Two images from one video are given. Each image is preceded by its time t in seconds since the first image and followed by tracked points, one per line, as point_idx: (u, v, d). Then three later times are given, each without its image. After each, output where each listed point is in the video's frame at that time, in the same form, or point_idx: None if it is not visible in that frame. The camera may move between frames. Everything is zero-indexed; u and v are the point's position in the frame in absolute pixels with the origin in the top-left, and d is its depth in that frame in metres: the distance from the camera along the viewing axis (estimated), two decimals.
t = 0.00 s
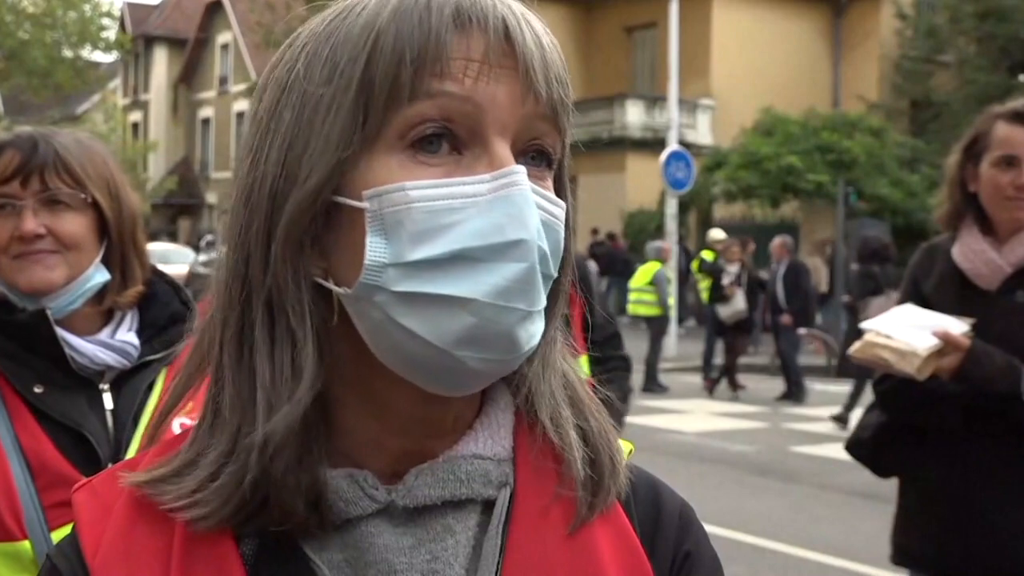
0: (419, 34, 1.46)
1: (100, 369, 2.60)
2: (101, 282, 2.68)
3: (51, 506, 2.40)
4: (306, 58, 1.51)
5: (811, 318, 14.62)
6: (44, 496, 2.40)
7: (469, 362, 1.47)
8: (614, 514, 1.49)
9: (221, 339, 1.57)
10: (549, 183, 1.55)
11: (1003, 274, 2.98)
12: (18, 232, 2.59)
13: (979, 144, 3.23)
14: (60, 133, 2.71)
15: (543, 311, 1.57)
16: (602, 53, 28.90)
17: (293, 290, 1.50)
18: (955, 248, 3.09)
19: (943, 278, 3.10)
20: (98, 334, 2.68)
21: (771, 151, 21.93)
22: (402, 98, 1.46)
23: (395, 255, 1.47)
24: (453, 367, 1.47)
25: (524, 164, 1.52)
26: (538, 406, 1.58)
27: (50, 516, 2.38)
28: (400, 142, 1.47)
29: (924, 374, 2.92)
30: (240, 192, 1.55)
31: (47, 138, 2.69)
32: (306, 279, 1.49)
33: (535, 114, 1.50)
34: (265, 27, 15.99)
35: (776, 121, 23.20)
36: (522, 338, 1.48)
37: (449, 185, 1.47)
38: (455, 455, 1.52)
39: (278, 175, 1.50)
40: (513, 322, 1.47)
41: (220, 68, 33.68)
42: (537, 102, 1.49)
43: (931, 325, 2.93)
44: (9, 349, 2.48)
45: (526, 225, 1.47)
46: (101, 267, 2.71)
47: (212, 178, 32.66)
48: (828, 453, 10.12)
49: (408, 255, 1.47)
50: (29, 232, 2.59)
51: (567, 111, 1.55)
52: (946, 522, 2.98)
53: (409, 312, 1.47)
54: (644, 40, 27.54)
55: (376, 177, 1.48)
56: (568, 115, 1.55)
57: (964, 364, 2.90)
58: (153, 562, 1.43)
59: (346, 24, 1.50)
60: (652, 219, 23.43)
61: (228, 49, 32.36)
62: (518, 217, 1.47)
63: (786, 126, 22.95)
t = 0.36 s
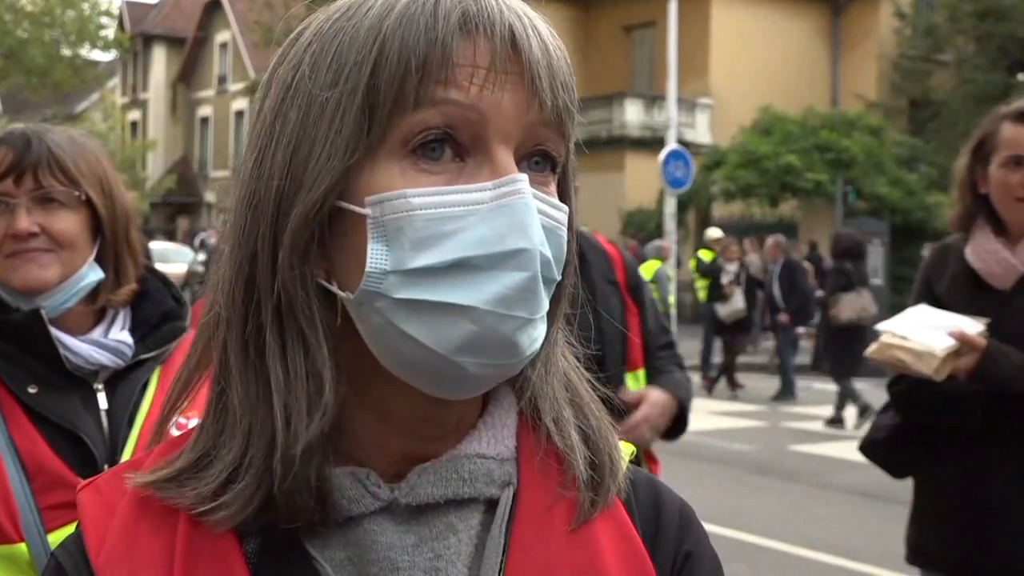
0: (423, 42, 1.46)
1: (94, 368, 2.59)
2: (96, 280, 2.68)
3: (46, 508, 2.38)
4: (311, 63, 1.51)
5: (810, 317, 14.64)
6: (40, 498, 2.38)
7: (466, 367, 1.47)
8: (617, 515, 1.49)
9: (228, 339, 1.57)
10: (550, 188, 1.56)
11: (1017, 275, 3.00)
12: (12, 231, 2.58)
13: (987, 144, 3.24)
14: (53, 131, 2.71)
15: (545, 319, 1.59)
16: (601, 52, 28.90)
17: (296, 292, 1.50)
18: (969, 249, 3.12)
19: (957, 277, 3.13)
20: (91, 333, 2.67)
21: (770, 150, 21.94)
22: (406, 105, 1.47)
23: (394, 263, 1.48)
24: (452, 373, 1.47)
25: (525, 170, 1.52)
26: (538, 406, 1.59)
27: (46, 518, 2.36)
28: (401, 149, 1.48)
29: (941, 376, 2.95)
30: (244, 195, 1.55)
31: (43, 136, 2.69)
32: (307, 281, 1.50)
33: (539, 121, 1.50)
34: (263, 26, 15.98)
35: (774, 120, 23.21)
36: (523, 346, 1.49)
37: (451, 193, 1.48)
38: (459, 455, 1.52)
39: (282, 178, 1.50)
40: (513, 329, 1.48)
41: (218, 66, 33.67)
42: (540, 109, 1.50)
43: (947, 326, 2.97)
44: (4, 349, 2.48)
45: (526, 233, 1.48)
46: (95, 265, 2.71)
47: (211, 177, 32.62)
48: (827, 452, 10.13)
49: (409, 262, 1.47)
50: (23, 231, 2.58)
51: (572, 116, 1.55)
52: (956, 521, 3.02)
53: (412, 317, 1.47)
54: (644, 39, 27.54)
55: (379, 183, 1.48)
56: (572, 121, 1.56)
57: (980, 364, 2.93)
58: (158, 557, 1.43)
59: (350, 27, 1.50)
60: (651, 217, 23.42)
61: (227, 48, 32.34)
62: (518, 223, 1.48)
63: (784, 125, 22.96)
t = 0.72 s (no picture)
0: (413, 37, 1.45)
1: (92, 366, 2.57)
2: (92, 280, 2.68)
3: (47, 505, 2.38)
4: (307, 61, 1.51)
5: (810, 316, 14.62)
6: (40, 495, 2.38)
7: (456, 366, 1.46)
8: (619, 516, 1.48)
9: (227, 342, 1.57)
10: (549, 187, 1.55)
11: None
12: (9, 232, 2.58)
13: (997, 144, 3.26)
14: (50, 131, 2.70)
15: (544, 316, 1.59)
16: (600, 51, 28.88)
17: (292, 291, 1.51)
18: (981, 246, 3.15)
19: (969, 274, 3.17)
20: (87, 331, 2.66)
21: (770, 148, 21.93)
22: (396, 103, 1.46)
23: (384, 261, 1.47)
24: (443, 371, 1.47)
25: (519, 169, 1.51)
26: (539, 406, 1.59)
27: (47, 515, 2.36)
28: (393, 146, 1.48)
29: (959, 373, 2.96)
30: (243, 196, 1.55)
31: (41, 137, 2.68)
32: (302, 282, 1.50)
33: (532, 117, 1.49)
34: (261, 24, 15.95)
35: (773, 119, 23.20)
36: (515, 345, 1.48)
37: (445, 190, 1.47)
38: (460, 454, 1.51)
39: (278, 176, 1.50)
40: (505, 327, 1.47)
41: (216, 66, 33.63)
42: (534, 105, 1.49)
43: (964, 324, 2.99)
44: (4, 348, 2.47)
45: (518, 232, 1.47)
46: (92, 265, 2.70)
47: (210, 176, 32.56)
48: (826, 451, 10.11)
49: (398, 260, 1.47)
50: (20, 232, 2.58)
51: (568, 115, 1.55)
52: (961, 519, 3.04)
53: (403, 316, 1.47)
54: (642, 38, 27.51)
55: (370, 181, 1.48)
56: (569, 118, 1.55)
57: (996, 363, 2.96)
58: (157, 558, 1.43)
59: (344, 26, 1.50)
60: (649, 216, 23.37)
61: (226, 47, 32.30)
62: (510, 222, 1.47)
63: (783, 124, 22.96)
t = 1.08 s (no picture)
0: (409, 43, 1.47)
1: (84, 366, 2.58)
2: (81, 278, 2.70)
3: (43, 505, 2.40)
4: (307, 67, 1.53)
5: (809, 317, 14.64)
6: (36, 495, 2.41)
7: (457, 370, 1.49)
8: (620, 518, 1.50)
9: (231, 344, 1.59)
10: (547, 191, 1.57)
11: None
12: None
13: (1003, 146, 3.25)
14: (28, 135, 2.73)
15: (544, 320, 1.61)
16: (600, 52, 28.90)
17: (294, 296, 1.53)
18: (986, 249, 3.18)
19: (973, 275, 3.20)
20: (78, 331, 2.67)
21: (769, 149, 21.94)
22: (393, 109, 1.48)
23: (387, 266, 1.50)
24: (441, 373, 1.49)
25: (517, 172, 1.53)
26: (541, 406, 1.60)
27: (44, 514, 2.39)
28: (391, 152, 1.50)
29: (960, 371, 2.97)
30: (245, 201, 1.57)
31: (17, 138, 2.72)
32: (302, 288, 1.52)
33: (531, 121, 1.51)
34: (261, 24, 15.93)
35: (773, 120, 23.22)
36: (515, 348, 1.50)
37: (441, 192, 1.49)
38: (461, 455, 1.53)
39: (278, 180, 1.53)
40: (503, 332, 1.49)
41: (217, 66, 33.68)
42: (538, 110, 1.51)
43: (965, 323, 3.00)
44: None
45: (515, 235, 1.48)
46: (79, 263, 2.72)
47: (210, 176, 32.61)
48: (824, 451, 10.14)
49: (396, 265, 1.49)
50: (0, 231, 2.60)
51: (567, 117, 1.56)
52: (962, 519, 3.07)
53: (402, 319, 1.50)
54: (642, 38, 27.54)
55: (370, 185, 1.50)
56: (567, 121, 1.56)
57: (1001, 362, 2.97)
58: (163, 556, 1.45)
59: (343, 33, 1.52)
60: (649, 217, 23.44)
61: (226, 47, 32.38)
62: (509, 227, 1.48)
63: (783, 125, 22.99)
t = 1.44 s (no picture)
0: (417, 49, 1.48)
1: (89, 361, 2.61)
2: (86, 258, 2.66)
3: (49, 501, 2.41)
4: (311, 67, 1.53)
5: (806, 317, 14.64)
6: (42, 491, 2.42)
7: (459, 373, 1.50)
8: (617, 512, 1.50)
9: (233, 344, 1.59)
10: (549, 194, 1.57)
11: None
12: (8, 198, 2.57)
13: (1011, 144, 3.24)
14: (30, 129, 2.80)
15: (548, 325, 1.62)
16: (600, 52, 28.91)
17: (293, 299, 1.53)
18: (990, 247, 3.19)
19: (977, 275, 3.21)
20: (80, 325, 2.70)
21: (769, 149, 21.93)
22: (401, 115, 1.49)
23: (389, 272, 1.51)
24: (446, 376, 1.51)
25: (522, 180, 1.54)
26: (541, 403, 1.61)
27: (49, 511, 2.40)
28: (396, 161, 1.51)
29: (972, 369, 2.94)
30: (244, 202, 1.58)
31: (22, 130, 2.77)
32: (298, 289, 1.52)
33: (536, 129, 1.51)
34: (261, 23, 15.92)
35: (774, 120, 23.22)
36: (519, 352, 1.52)
37: (446, 203, 1.51)
38: (465, 453, 1.54)
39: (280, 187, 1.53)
40: (505, 337, 1.51)
41: (217, 66, 33.70)
42: (542, 113, 1.51)
43: (974, 320, 2.97)
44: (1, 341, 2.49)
45: (518, 245, 1.50)
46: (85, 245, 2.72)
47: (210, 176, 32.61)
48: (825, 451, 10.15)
49: (401, 271, 1.51)
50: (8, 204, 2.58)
51: (570, 121, 1.57)
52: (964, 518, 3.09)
53: (407, 325, 1.51)
54: (642, 39, 27.53)
55: (376, 191, 1.51)
56: (570, 126, 1.57)
57: (1011, 360, 2.96)
58: (165, 554, 1.46)
59: (345, 37, 1.52)
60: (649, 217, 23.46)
61: (227, 47, 32.39)
62: (510, 236, 1.50)
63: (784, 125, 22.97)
